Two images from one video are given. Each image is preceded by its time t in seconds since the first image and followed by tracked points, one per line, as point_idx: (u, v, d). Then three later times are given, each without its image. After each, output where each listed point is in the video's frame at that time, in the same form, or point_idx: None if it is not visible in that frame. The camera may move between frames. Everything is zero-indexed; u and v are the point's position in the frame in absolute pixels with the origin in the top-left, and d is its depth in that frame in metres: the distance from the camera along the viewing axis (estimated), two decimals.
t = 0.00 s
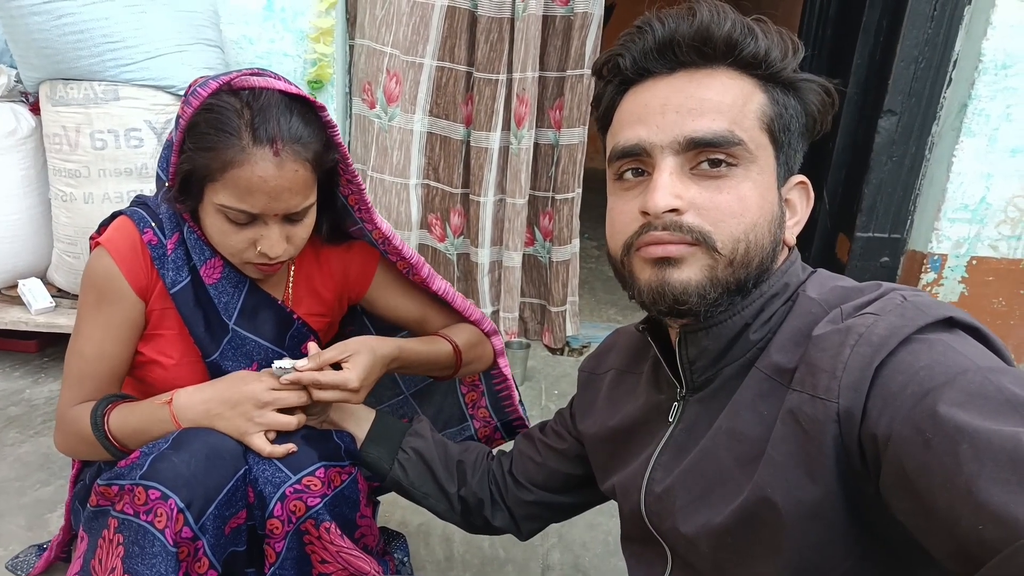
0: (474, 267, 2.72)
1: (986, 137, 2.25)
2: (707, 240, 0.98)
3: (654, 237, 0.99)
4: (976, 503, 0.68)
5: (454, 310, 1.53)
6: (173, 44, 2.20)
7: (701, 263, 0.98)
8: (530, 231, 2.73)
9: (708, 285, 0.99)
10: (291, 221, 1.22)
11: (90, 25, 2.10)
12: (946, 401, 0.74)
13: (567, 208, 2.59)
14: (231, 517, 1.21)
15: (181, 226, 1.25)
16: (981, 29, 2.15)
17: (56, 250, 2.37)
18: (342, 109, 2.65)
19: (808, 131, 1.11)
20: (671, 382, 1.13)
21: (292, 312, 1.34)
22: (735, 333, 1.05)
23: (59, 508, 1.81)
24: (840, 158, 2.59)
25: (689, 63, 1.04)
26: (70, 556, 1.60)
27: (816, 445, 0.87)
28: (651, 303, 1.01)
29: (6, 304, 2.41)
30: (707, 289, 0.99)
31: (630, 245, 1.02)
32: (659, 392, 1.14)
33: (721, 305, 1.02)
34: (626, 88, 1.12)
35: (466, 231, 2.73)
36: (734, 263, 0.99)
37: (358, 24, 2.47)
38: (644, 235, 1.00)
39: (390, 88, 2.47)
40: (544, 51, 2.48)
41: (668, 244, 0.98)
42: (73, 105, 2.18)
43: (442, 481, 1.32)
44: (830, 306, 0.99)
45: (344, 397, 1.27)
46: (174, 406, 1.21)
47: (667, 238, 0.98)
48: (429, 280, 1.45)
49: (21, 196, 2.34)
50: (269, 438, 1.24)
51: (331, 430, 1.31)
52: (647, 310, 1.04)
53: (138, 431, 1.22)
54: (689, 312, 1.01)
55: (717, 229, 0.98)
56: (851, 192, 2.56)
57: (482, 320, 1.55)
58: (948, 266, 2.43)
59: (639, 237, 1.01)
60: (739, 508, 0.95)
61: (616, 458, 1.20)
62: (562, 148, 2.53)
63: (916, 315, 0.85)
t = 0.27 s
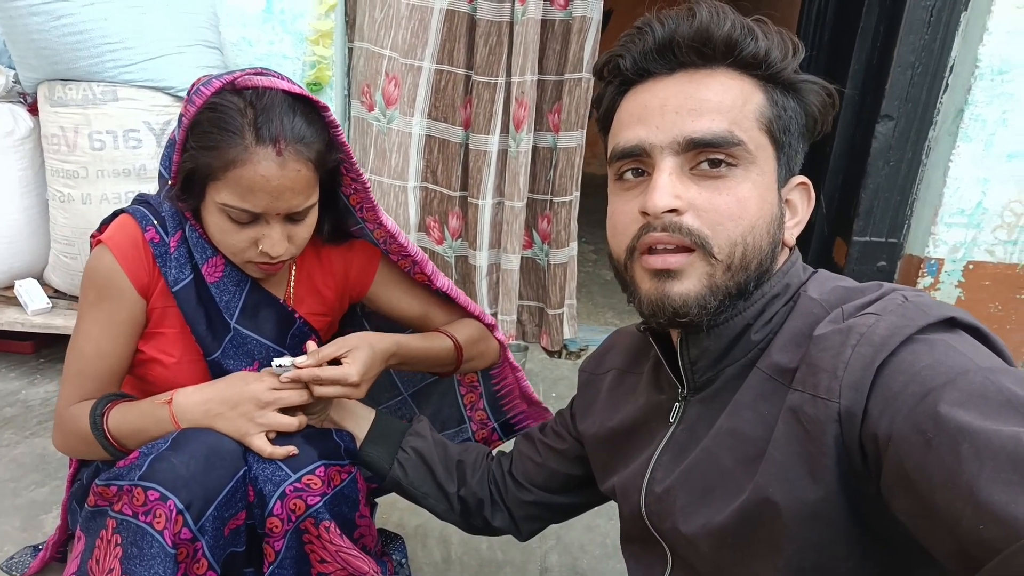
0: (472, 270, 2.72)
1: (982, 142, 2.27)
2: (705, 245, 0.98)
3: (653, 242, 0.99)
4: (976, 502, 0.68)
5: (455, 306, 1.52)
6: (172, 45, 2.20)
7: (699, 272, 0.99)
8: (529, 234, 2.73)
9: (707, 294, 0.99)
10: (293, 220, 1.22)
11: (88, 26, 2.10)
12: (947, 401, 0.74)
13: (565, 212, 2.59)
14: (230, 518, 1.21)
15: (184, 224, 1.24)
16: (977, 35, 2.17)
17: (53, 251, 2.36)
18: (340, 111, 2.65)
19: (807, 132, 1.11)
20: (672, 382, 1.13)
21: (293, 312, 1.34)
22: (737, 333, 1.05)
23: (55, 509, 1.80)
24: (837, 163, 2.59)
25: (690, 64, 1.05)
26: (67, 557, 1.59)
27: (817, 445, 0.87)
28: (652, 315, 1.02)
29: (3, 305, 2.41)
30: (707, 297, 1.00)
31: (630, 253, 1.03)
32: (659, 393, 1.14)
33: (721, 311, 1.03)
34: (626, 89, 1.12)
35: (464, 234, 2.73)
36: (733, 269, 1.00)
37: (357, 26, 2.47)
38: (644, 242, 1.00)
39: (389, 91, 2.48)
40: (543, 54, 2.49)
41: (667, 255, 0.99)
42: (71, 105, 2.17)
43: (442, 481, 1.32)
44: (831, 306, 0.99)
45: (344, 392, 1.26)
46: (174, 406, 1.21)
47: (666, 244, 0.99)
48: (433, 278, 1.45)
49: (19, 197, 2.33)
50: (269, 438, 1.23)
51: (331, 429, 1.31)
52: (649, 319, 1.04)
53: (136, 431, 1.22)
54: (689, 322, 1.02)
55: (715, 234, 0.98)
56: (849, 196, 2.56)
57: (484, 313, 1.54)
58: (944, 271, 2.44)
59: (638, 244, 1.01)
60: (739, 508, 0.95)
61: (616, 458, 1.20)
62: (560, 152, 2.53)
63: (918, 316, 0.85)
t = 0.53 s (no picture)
0: (471, 271, 2.72)
1: (981, 145, 2.27)
2: (705, 243, 0.98)
3: (653, 238, 0.99)
4: (976, 502, 0.68)
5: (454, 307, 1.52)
6: (172, 44, 2.20)
7: (699, 267, 0.99)
8: (528, 235, 2.73)
9: (707, 289, 0.99)
10: (293, 219, 1.21)
11: (88, 24, 2.10)
12: (947, 401, 0.74)
13: (564, 212, 2.59)
14: (230, 517, 1.21)
15: (184, 222, 1.24)
16: (976, 39, 2.17)
17: (53, 250, 2.36)
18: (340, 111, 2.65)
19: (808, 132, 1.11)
20: (671, 382, 1.13)
21: (293, 310, 1.34)
22: (736, 332, 1.05)
23: (53, 508, 1.80)
24: (836, 165, 2.59)
25: (690, 65, 1.05)
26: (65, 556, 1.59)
27: (817, 445, 0.87)
28: (650, 308, 1.02)
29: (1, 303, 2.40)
30: (706, 292, 0.99)
31: (629, 249, 1.02)
32: (658, 392, 1.14)
33: (720, 309, 1.02)
34: (626, 90, 1.12)
35: (464, 234, 2.73)
36: (733, 266, 0.99)
37: (358, 27, 2.47)
38: (643, 238, 1.00)
39: (389, 92, 2.48)
40: (543, 55, 2.49)
41: (667, 247, 0.99)
42: (71, 104, 2.17)
43: (440, 481, 1.32)
44: (831, 306, 0.99)
45: (346, 386, 1.26)
46: (173, 405, 1.21)
47: (666, 241, 0.99)
48: (433, 278, 1.45)
49: (18, 195, 2.33)
50: (269, 438, 1.23)
51: (330, 428, 1.31)
52: (648, 315, 1.04)
53: (135, 429, 1.22)
54: (687, 317, 1.01)
55: (715, 232, 0.99)
56: (848, 199, 2.56)
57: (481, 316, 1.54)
58: (943, 274, 2.44)
59: (638, 239, 1.01)
60: (738, 507, 0.95)
61: (615, 458, 1.20)
62: (559, 153, 2.53)
63: (918, 316, 0.85)
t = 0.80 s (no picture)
0: (471, 272, 2.72)
1: (982, 146, 2.27)
2: (700, 244, 0.98)
3: (647, 242, 0.99)
4: (979, 502, 0.68)
5: (452, 317, 1.52)
6: (174, 47, 2.20)
7: (694, 267, 0.99)
8: (529, 236, 2.73)
9: (702, 289, 0.99)
10: (293, 217, 1.21)
11: (90, 27, 2.10)
12: (948, 402, 0.74)
13: (565, 214, 2.59)
14: (230, 520, 1.21)
15: (186, 223, 1.25)
16: (977, 39, 2.17)
17: (54, 252, 2.36)
18: (341, 113, 2.65)
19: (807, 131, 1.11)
20: (672, 383, 1.13)
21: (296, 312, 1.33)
22: (737, 332, 1.05)
23: (54, 510, 1.80)
24: (837, 166, 2.60)
25: (686, 67, 1.05)
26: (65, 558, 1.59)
27: (817, 446, 0.87)
28: (646, 308, 1.02)
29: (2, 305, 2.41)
30: (701, 292, 1.00)
31: (625, 251, 1.03)
32: (659, 393, 1.15)
33: (716, 309, 1.03)
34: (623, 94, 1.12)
35: (464, 236, 2.73)
36: (729, 267, 1.00)
37: (359, 29, 2.47)
38: (637, 242, 1.00)
39: (389, 93, 2.48)
40: (543, 57, 2.49)
41: (661, 249, 0.99)
42: (72, 106, 2.18)
43: (440, 483, 1.32)
44: (831, 307, 0.99)
45: (347, 389, 1.26)
46: (173, 407, 1.21)
47: (661, 243, 0.99)
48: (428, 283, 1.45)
49: (19, 198, 2.33)
50: (268, 441, 1.23)
51: (330, 430, 1.31)
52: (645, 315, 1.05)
53: (136, 432, 1.22)
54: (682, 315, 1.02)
55: (709, 234, 0.99)
56: (849, 200, 2.57)
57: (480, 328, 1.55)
58: (944, 274, 2.44)
59: (633, 243, 1.01)
60: (739, 508, 0.95)
61: (615, 459, 1.20)
62: (560, 154, 2.53)
63: (919, 317, 0.85)
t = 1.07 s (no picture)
0: (469, 272, 2.72)
1: (978, 144, 2.27)
2: (614, 263, 1.06)
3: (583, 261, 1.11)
4: (980, 503, 0.69)
5: (446, 327, 1.53)
6: (170, 48, 2.20)
7: (617, 283, 1.08)
8: (526, 236, 2.73)
9: (627, 303, 1.08)
10: (287, 214, 1.21)
11: (86, 29, 2.10)
12: (948, 403, 0.75)
13: (562, 213, 2.59)
14: (229, 524, 1.21)
15: (184, 223, 1.25)
16: (972, 37, 2.18)
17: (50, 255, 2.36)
18: (338, 114, 2.65)
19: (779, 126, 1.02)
20: (669, 384, 1.14)
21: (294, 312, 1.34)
22: (733, 332, 1.05)
23: (52, 513, 1.80)
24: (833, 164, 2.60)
25: (619, 87, 1.06)
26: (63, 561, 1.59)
27: (816, 447, 0.87)
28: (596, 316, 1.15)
29: None
30: (627, 306, 1.08)
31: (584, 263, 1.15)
32: (656, 394, 1.15)
33: (654, 317, 1.09)
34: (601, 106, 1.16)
35: (461, 236, 2.73)
36: (649, 281, 1.05)
37: (355, 30, 2.48)
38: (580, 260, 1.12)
39: (385, 94, 2.49)
40: (539, 56, 2.49)
41: (594, 267, 1.10)
42: (68, 109, 2.17)
43: (440, 483, 1.32)
44: (830, 308, 0.99)
45: (343, 394, 1.26)
46: (171, 412, 1.21)
47: (591, 262, 1.10)
48: (417, 284, 1.44)
49: (15, 201, 2.33)
50: (265, 444, 1.23)
51: (328, 431, 1.31)
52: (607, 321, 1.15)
53: (133, 436, 1.22)
54: (621, 324, 1.11)
55: (619, 253, 1.05)
56: (845, 198, 2.57)
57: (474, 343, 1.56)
58: (940, 271, 2.45)
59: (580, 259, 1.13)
60: (737, 509, 0.96)
61: (614, 458, 1.21)
62: (556, 153, 2.54)
63: (918, 318, 0.85)
